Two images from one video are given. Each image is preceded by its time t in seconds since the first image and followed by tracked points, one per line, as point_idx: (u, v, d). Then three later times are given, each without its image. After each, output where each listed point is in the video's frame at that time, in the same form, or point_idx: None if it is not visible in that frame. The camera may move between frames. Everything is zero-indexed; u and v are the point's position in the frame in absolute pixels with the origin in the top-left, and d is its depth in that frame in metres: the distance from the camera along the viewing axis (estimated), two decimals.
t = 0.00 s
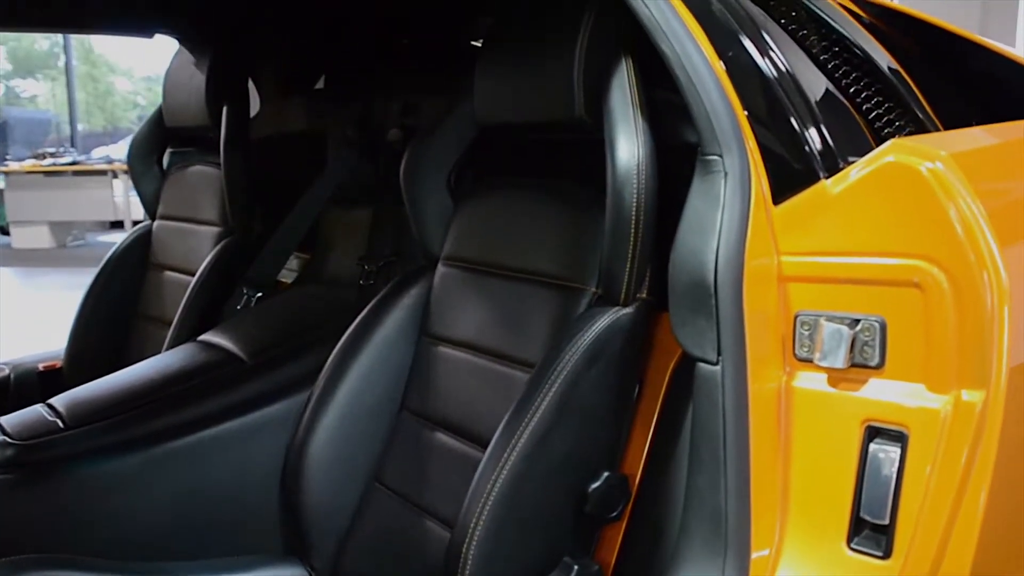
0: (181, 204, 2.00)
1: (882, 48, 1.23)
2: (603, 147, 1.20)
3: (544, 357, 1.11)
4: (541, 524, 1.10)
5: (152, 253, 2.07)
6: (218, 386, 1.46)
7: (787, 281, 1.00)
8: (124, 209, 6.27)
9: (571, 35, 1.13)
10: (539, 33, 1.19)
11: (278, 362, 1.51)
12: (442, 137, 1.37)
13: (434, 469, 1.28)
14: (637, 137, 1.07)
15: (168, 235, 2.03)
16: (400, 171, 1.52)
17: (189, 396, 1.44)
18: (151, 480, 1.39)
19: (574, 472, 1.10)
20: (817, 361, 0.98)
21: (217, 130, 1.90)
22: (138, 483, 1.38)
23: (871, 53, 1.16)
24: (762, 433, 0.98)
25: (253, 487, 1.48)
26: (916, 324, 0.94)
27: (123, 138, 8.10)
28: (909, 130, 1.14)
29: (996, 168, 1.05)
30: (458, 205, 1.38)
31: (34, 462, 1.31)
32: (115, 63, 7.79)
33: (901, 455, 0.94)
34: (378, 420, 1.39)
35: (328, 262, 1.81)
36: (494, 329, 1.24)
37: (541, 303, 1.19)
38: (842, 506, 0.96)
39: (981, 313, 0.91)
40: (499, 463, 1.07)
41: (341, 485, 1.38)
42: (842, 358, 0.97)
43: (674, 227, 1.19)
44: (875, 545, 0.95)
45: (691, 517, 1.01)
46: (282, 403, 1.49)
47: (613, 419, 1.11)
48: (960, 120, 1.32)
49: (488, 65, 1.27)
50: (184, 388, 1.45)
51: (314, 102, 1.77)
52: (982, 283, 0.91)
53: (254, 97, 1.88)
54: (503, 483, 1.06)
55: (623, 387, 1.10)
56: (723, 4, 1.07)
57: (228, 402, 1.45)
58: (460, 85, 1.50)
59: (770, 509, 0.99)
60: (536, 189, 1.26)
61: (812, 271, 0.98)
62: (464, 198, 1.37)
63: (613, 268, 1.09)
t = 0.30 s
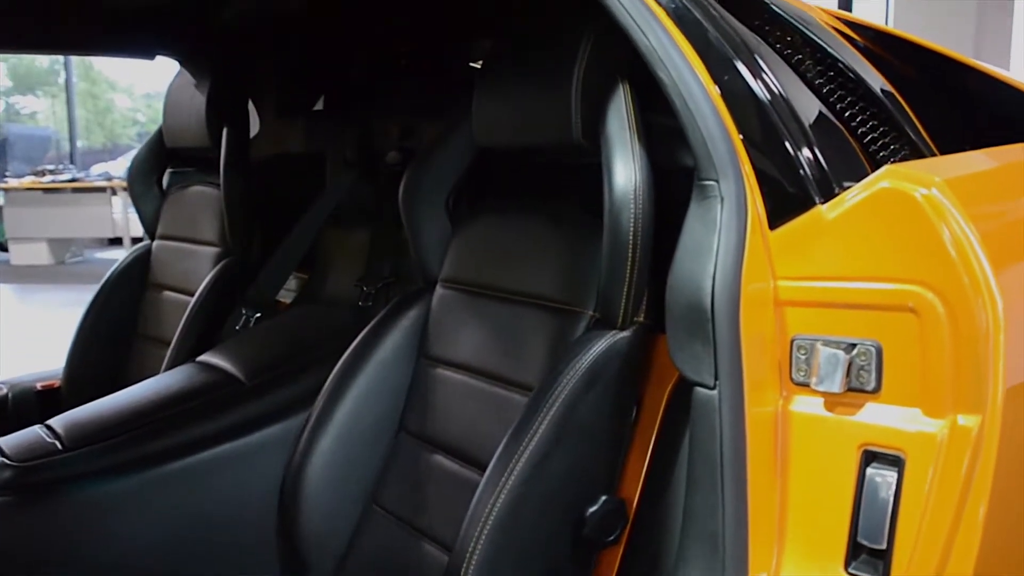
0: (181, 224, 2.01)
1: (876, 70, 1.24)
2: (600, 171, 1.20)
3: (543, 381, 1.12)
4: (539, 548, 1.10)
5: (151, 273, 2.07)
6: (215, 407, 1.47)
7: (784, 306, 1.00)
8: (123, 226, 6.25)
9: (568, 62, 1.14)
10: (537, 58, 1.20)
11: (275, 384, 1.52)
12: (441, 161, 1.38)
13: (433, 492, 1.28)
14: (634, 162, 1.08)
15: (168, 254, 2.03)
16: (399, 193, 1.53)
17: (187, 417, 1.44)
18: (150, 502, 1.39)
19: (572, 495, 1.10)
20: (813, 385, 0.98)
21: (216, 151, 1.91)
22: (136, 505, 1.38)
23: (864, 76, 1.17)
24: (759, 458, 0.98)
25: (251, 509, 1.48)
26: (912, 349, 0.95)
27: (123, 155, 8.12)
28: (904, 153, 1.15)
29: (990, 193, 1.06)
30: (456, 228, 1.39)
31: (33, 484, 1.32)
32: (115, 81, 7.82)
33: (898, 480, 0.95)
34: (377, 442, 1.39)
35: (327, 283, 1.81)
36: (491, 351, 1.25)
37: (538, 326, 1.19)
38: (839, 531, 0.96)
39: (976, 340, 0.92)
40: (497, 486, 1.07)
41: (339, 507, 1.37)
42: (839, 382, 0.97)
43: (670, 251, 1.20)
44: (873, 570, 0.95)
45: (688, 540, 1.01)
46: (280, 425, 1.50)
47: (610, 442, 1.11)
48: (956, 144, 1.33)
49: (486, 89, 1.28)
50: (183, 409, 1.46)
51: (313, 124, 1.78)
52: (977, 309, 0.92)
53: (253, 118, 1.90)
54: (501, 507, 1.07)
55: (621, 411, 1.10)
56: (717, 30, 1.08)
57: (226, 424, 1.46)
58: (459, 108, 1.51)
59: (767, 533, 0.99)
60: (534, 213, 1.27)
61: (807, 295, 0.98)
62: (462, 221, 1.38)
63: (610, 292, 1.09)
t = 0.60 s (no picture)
0: (179, 243, 2.02)
1: (869, 91, 1.25)
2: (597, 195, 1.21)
3: (540, 403, 1.12)
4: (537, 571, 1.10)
5: (151, 292, 2.08)
6: (214, 427, 1.47)
7: (780, 329, 1.00)
8: (122, 242, 6.17)
9: (565, 87, 1.15)
10: (534, 83, 1.21)
11: (272, 405, 1.52)
12: (439, 183, 1.39)
13: (431, 514, 1.28)
14: (631, 186, 1.09)
15: (166, 274, 2.04)
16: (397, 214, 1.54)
17: (185, 438, 1.45)
18: (149, 523, 1.39)
19: (569, 517, 1.10)
20: (810, 409, 0.98)
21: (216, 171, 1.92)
22: (135, 527, 1.38)
23: (857, 98, 1.18)
24: (756, 482, 0.98)
25: (248, 529, 1.48)
26: (908, 372, 0.95)
27: (122, 171, 8.14)
28: (899, 175, 1.16)
29: (984, 217, 1.07)
30: (454, 250, 1.39)
31: (32, 506, 1.31)
32: (115, 97, 7.84)
33: (894, 503, 0.95)
34: (375, 464, 1.39)
35: (325, 303, 1.82)
36: (489, 373, 1.25)
37: (536, 348, 1.20)
38: (836, 554, 0.96)
39: (972, 364, 0.92)
40: (494, 510, 1.07)
41: (337, 529, 1.37)
42: (835, 406, 0.97)
43: (667, 274, 1.21)
44: None
45: (684, 563, 1.03)
46: (278, 445, 1.50)
47: (608, 464, 1.11)
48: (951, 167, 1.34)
49: (483, 113, 1.29)
50: (182, 431, 1.46)
51: (312, 144, 1.79)
52: (971, 333, 0.92)
53: (255, 138, 1.92)
54: (498, 530, 1.07)
55: (618, 434, 1.11)
56: (713, 54, 1.08)
57: (224, 445, 1.46)
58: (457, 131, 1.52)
59: (764, 557, 0.99)
60: (531, 235, 1.28)
61: (802, 319, 0.99)
62: (459, 243, 1.39)
63: (607, 316, 1.10)
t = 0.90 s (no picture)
0: (178, 262, 2.03)
1: (864, 112, 1.26)
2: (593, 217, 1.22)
3: (537, 425, 1.12)
4: None
5: (149, 310, 2.08)
6: (211, 447, 1.48)
7: (776, 352, 1.00)
8: (120, 258, 6.18)
9: (560, 111, 1.17)
10: (530, 106, 1.22)
11: (269, 425, 1.53)
12: (436, 205, 1.40)
13: (428, 535, 1.29)
14: (627, 209, 1.09)
15: (164, 292, 2.05)
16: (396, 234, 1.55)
17: (182, 457, 1.45)
18: (147, 542, 1.39)
19: (566, 539, 1.11)
20: (806, 431, 0.98)
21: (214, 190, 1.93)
22: (133, 547, 1.38)
23: (851, 119, 1.19)
24: (751, 504, 0.98)
25: (246, 550, 1.49)
26: (903, 395, 0.95)
27: (120, 186, 8.16)
28: (894, 197, 1.16)
29: (976, 241, 1.08)
30: (451, 271, 1.40)
31: (30, 525, 1.31)
32: (114, 113, 7.87)
33: (890, 526, 0.95)
34: (372, 484, 1.39)
35: (323, 323, 1.82)
36: (487, 394, 1.26)
37: (533, 370, 1.20)
38: None
39: (967, 387, 0.92)
40: (491, 532, 1.07)
41: (334, 550, 1.37)
42: (831, 428, 0.97)
43: (662, 297, 1.22)
44: None
45: None
46: (277, 464, 1.50)
47: (605, 486, 1.11)
48: (946, 190, 1.35)
49: (480, 135, 1.30)
50: (179, 451, 1.46)
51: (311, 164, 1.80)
52: (965, 356, 0.92)
53: (253, 158, 1.95)
54: (495, 552, 1.07)
55: (614, 456, 1.11)
56: (708, 79, 1.10)
57: (222, 465, 1.46)
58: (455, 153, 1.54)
59: None
60: (528, 257, 1.28)
61: (798, 341, 0.98)
62: (457, 264, 1.40)
63: (604, 338, 1.10)
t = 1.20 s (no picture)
0: (176, 281, 2.04)
1: (859, 134, 1.26)
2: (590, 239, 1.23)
3: (534, 447, 1.12)
4: None
5: (147, 328, 2.09)
6: (209, 468, 1.48)
7: (772, 374, 1.00)
8: (117, 273, 6.18)
9: (556, 134, 1.17)
10: (527, 129, 1.23)
11: (267, 445, 1.53)
12: (433, 225, 1.40)
13: (426, 556, 1.29)
14: (623, 232, 1.10)
15: (162, 311, 2.05)
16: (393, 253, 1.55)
17: (179, 478, 1.45)
18: (142, 563, 1.38)
19: (564, 560, 1.11)
20: (802, 454, 0.98)
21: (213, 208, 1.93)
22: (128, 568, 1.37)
23: (843, 139, 1.21)
24: (748, 527, 0.98)
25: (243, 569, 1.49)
26: (899, 418, 0.95)
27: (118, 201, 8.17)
28: (889, 217, 1.19)
29: (972, 263, 1.08)
30: (449, 291, 1.41)
31: (25, 546, 1.30)
32: (113, 128, 7.89)
33: (886, 548, 0.95)
34: (370, 504, 1.39)
35: (321, 341, 1.83)
36: (484, 415, 1.26)
37: (530, 391, 1.21)
38: None
39: (962, 410, 0.93)
40: (488, 554, 1.07)
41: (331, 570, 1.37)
42: (827, 451, 0.97)
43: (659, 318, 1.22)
44: None
45: None
46: (274, 484, 1.50)
47: (602, 507, 1.12)
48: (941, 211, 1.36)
49: (477, 157, 1.31)
50: (177, 472, 1.46)
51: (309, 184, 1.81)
52: (960, 378, 0.93)
53: (248, 172, 1.92)
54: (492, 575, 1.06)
55: (611, 478, 1.11)
56: (703, 103, 1.11)
57: (219, 485, 1.46)
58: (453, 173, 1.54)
59: None
60: (524, 278, 1.29)
61: (794, 364, 0.98)
62: (455, 284, 1.40)
63: (601, 360, 1.11)
